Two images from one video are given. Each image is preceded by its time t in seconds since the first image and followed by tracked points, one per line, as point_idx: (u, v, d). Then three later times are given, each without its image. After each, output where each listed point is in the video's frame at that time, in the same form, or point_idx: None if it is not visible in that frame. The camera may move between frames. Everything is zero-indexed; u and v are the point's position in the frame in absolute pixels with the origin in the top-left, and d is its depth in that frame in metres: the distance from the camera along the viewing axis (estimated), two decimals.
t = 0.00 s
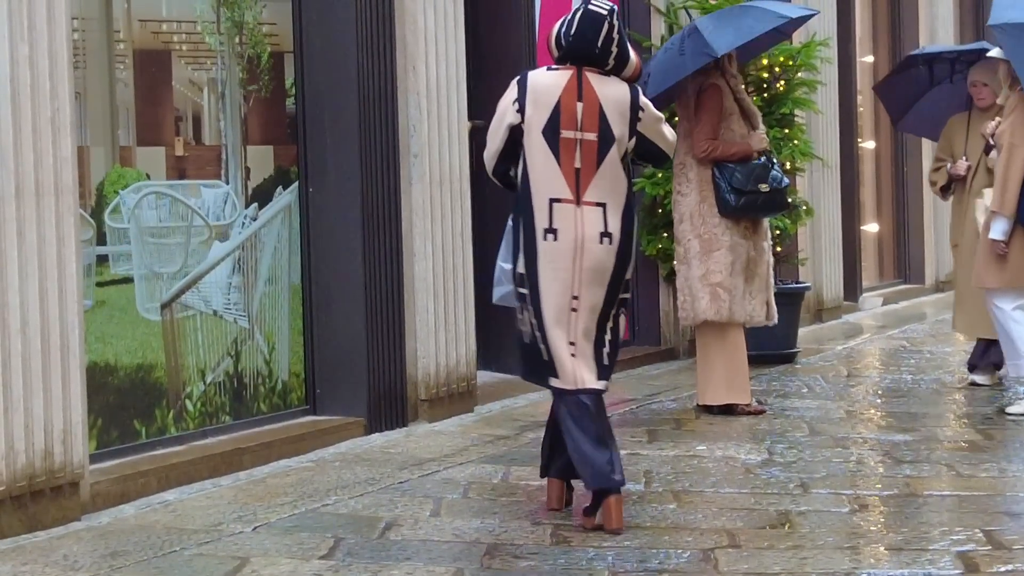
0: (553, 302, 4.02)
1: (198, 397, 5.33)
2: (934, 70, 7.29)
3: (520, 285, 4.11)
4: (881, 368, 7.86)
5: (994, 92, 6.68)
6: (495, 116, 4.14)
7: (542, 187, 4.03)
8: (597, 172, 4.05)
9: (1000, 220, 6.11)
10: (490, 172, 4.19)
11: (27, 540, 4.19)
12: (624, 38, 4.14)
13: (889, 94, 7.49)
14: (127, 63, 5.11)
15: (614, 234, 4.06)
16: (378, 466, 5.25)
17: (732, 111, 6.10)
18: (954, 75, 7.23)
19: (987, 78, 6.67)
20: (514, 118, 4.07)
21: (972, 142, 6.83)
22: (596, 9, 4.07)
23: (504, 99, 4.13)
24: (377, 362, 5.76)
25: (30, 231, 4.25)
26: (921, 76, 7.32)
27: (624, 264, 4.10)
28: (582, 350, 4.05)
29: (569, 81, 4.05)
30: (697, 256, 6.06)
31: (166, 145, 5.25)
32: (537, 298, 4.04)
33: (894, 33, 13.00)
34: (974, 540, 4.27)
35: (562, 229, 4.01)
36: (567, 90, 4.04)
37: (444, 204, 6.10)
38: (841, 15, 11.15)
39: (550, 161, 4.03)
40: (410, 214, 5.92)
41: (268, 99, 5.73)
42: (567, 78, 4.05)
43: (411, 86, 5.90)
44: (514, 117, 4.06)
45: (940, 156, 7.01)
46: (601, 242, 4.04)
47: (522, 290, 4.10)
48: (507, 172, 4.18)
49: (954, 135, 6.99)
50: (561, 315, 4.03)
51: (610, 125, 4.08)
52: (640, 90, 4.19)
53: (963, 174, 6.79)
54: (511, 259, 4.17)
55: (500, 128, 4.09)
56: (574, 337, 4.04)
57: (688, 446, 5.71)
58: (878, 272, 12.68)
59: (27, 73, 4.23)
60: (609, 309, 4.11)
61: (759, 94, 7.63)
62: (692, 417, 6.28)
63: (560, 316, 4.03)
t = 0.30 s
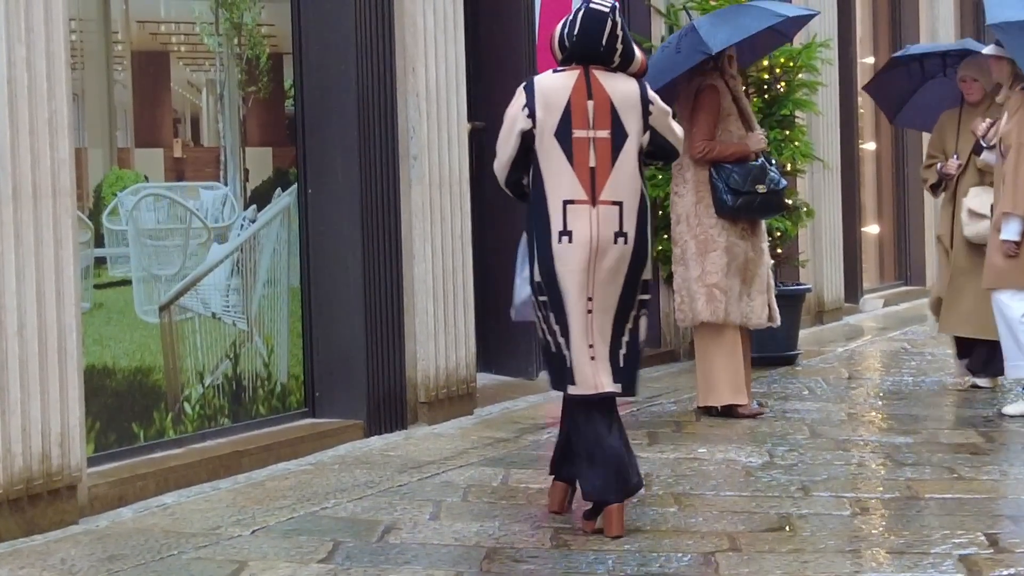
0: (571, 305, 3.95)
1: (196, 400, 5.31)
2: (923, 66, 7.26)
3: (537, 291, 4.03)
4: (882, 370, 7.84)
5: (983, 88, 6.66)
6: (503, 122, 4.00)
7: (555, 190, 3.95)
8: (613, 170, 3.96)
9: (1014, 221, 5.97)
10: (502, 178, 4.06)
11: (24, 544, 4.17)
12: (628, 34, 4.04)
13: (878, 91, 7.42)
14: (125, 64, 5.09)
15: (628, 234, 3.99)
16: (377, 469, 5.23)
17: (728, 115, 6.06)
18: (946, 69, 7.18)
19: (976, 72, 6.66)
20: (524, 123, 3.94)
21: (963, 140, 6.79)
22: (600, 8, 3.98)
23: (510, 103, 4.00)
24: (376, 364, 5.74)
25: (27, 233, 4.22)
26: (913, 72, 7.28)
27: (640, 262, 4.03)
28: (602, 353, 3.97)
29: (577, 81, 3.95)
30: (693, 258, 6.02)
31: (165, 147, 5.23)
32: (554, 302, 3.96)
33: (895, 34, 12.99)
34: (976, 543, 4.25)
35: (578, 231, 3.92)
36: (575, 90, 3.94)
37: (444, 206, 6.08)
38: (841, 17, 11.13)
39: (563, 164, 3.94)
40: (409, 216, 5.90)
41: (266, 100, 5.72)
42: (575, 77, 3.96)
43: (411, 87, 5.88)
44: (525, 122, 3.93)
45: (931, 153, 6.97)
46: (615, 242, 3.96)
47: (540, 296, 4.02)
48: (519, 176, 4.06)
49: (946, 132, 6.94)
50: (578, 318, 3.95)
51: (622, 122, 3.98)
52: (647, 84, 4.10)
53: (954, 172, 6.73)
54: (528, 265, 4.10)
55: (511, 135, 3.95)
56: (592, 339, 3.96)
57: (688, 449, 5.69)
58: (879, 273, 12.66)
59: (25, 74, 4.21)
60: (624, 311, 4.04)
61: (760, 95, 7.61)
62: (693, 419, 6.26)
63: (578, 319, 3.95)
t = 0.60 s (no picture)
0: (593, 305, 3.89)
1: (194, 405, 5.27)
2: (913, 74, 7.20)
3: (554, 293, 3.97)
4: (884, 375, 7.81)
5: (970, 93, 6.69)
6: (517, 124, 3.94)
7: (574, 188, 3.90)
8: (633, 166, 3.92)
9: None
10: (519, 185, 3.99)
11: (20, 552, 4.13)
12: (641, 30, 4.01)
13: (866, 100, 7.37)
14: (122, 67, 5.05)
15: (650, 232, 3.93)
16: (376, 475, 5.19)
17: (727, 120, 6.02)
18: (932, 75, 7.13)
19: (965, 78, 6.68)
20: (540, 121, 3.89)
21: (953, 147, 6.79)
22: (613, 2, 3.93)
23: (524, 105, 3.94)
24: (375, 369, 5.70)
25: (23, 237, 4.19)
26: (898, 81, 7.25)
27: (663, 261, 3.97)
28: (622, 354, 3.91)
29: (592, 77, 3.92)
30: (687, 261, 5.99)
31: (162, 150, 5.20)
32: (575, 303, 3.90)
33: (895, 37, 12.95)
34: (980, 550, 4.22)
35: (599, 230, 3.88)
36: (591, 87, 3.91)
37: (443, 210, 6.04)
38: (842, 20, 11.10)
39: (582, 161, 3.89)
40: (409, 220, 5.87)
41: (264, 103, 5.68)
42: (589, 75, 3.92)
43: (410, 91, 5.85)
44: (541, 119, 3.87)
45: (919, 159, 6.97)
46: (637, 239, 3.91)
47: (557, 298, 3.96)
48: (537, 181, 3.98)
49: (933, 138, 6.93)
50: (602, 318, 3.89)
51: (640, 118, 3.94)
52: (661, 80, 4.06)
53: (945, 179, 6.70)
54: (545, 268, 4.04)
55: (527, 133, 3.89)
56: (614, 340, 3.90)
57: (689, 455, 5.65)
58: (880, 277, 12.63)
59: (20, 78, 4.17)
60: (646, 309, 3.96)
61: (760, 99, 7.58)
62: (693, 424, 6.22)
63: (601, 320, 3.89)
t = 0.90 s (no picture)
0: (607, 313, 3.83)
1: (191, 410, 5.25)
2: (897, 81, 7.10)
3: (561, 299, 3.89)
4: (884, 379, 7.78)
5: (956, 102, 6.65)
6: (528, 128, 3.89)
7: (587, 194, 3.83)
8: (646, 171, 3.87)
9: None
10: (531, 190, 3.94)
11: (15, 558, 4.10)
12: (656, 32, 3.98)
13: (850, 107, 7.28)
14: (119, 70, 5.03)
15: (667, 237, 3.87)
16: (374, 480, 5.17)
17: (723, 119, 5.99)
18: (918, 84, 7.04)
19: (949, 86, 6.65)
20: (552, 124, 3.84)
21: (938, 156, 6.74)
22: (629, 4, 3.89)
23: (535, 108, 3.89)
24: (372, 374, 5.67)
25: (18, 242, 4.16)
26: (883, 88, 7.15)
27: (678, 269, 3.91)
28: (643, 362, 3.83)
29: (606, 80, 3.87)
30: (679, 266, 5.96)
31: (159, 154, 5.17)
32: (588, 311, 3.83)
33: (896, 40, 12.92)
34: (982, 557, 4.19)
35: (612, 236, 3.82)
36: (605, 90, 3.86)
37: (441, 214, 6.02)
38: (842, 23, 11.07)
39: (595, 167, 3.83)
40: (407, 224, 5.84)
41: (261, 106, 5.65)
42: (603, 77, 3.87)
43: (409, 94, 5.81)
44: (554, 122, 3.82)
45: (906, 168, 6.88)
46: (653, 245, 3.85)
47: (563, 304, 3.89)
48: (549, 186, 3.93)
49: (919, 151, 6.84)
50: (618, 326, 3.83)
51: (653, 122, 3.89)
52: (675, 83, 4.01)
53: (931, 188, 6.68)
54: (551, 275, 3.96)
55: (539, 137, 3.84)
56: (633, 348, 3.83)
57: (689, 459, 5.62)
58: (879, 280, 12.61)
59: (15, 81, 4.14)
60: (665, 317, 3.89)
61: (760, 102, 7.56)
62: (693, 428, 6.19)
63: (616, 328, 3.83)
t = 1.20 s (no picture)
0: (632, 328, 3.77)
1: (187, 418, 5.21)
2: (874, 83, 6.94)
3: (584, 312, 3.83)
4: (882, 386, 7.74)
5: (937, 100, 6.54)
6: (552, 138, 3.83)
7: (613, 207, 3.78)
8: (674, 185, 3.80)
9: None
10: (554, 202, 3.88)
11: (8, 568, 4.07)
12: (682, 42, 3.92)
13: (827, 109, 7.08)
14: (114, 76, 4.99)
15: (693, 251, 3.80)
16: (371, 489, 5.13)
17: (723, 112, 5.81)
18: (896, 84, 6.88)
19: (930, 84, 6.54)
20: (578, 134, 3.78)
21: (920, 157, 6.62)
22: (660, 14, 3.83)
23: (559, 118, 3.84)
24: (369, 383, 5.63)
25: (11, 249, 4.13)
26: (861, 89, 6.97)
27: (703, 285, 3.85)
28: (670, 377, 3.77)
29: (633, 91, 3.80)
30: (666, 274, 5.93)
31: (154, 161, 5.14)
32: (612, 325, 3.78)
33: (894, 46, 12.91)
34: (983, 566, 4.15)
35: (637, 250, 3.76)
36: (632, 101, 3.79)
37: (438, 221, 5.99)
38: (839, 29, 11.06)
39: (622, 180, 3.77)
40: (404, 231, 5.81)
41: (258, 113, 5.62)
42: (630, 87, 3.81)
43: (405, 101, 5.79)
44: (581, 132, 3.77)
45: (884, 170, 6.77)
46: (679, 259, 3.78)
47: (587, 317, 3.82)
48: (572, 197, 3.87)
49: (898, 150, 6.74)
50: (643, 341, 3.76)
51: (680, 134, 3.82)
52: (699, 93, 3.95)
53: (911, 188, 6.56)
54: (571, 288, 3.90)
55: (564, 147, 3.78)
56: (659, 363, 3.76)
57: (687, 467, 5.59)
58: (877, 287, 12.58)
59: (9, 87, 4.11)
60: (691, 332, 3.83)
61: (758, 108, 7.53)
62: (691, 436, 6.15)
63: (641, 343, 3.76)
